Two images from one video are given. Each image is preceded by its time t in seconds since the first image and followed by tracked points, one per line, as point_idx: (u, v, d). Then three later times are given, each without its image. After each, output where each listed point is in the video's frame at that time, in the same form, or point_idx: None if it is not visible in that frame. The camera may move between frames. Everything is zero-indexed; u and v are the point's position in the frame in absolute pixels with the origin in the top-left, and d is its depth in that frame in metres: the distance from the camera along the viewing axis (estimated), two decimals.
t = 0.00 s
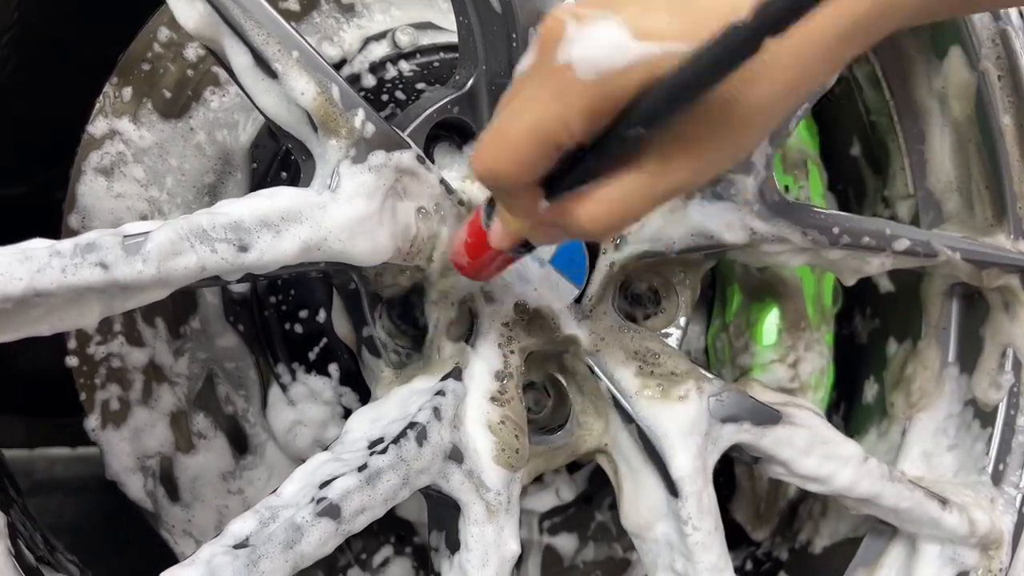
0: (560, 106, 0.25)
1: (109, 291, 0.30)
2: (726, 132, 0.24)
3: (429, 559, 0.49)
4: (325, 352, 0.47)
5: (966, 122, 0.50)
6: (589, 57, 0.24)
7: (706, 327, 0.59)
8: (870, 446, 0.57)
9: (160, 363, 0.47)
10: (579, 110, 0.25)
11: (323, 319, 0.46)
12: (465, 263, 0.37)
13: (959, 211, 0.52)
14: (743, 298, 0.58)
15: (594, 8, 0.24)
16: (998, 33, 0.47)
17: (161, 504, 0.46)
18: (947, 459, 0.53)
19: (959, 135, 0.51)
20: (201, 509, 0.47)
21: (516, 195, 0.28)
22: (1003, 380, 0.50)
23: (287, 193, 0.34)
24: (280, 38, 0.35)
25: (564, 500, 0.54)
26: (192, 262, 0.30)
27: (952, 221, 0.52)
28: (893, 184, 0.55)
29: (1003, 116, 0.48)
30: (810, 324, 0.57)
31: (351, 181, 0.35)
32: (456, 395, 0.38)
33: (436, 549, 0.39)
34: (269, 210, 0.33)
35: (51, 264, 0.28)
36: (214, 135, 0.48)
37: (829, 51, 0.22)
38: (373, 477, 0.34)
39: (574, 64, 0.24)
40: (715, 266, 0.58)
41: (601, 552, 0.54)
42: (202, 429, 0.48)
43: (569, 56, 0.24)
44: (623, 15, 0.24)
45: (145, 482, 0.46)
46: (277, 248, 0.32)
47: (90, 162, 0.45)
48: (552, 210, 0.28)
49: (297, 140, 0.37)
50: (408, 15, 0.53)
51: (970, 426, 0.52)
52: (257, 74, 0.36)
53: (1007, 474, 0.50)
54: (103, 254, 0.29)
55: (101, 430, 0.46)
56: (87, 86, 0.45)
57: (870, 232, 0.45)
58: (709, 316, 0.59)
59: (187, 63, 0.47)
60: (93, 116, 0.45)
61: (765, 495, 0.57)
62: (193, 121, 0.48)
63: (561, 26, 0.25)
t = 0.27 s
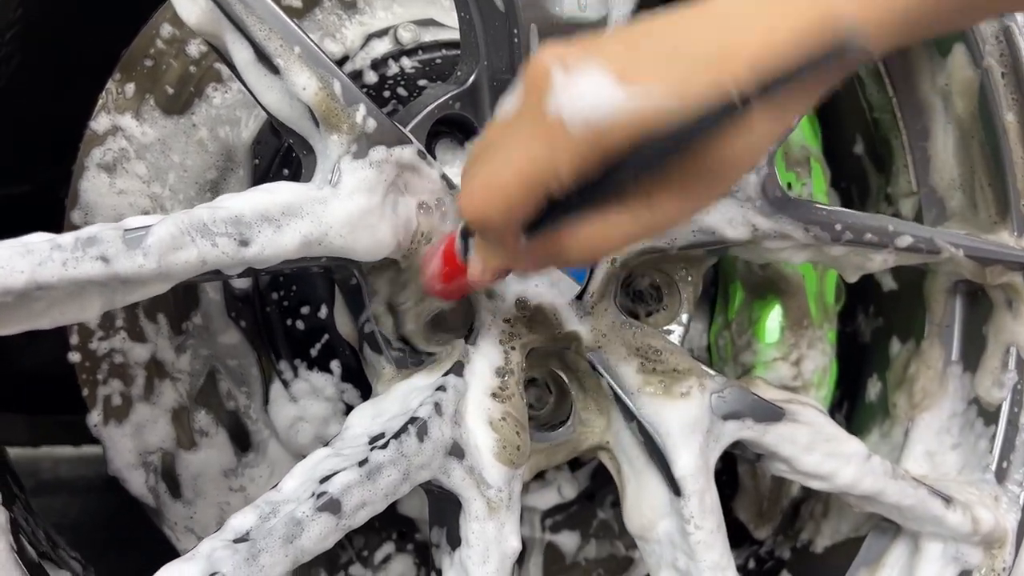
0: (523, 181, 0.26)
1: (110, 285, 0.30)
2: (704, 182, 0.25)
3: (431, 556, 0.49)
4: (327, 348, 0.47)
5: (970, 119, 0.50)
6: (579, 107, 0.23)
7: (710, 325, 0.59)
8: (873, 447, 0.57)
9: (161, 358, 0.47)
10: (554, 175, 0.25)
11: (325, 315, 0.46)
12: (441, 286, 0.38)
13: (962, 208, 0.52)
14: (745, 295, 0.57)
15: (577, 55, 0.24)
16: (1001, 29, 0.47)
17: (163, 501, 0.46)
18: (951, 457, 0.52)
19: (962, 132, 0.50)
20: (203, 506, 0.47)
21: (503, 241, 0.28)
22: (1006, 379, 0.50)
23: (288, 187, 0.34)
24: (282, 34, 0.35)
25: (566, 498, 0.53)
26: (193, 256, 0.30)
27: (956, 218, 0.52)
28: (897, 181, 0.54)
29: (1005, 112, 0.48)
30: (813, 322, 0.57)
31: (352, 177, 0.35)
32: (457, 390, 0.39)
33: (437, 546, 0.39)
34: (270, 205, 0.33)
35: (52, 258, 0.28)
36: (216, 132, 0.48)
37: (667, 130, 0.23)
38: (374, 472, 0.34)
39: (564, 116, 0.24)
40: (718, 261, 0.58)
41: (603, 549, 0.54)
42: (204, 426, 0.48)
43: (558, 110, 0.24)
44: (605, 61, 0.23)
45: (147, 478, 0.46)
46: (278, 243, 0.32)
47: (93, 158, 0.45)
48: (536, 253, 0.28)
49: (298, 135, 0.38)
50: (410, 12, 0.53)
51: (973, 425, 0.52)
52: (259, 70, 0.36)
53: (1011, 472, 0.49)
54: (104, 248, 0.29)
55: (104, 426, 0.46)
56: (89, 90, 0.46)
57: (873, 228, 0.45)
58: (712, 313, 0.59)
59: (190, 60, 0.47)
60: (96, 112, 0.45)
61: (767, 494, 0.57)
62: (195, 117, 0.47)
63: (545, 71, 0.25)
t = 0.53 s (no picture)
0: (540, 279, 0.28)
1: (109, 281, 0.30)
2: (719, 265, 0.27)
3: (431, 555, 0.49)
4: (328, 347, 0.47)
5: (974, 119, 0.50)
6: (602, 196, 0.27)
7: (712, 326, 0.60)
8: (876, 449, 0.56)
9: (163, 356, 0.47)
10: (575, 254, 0.27)
11: (326, 313, 0.47)
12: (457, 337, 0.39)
13: (966, 207, 0.51)
14: (748, 295, 0.58)
15: (590, 140, 0.28)
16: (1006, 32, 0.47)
17: (163, 501, 0.46)
18: (954, 458, 0.52)
19: (966, 131, 0.50)
20: (203, 506, 0.47)
21: (538, 325, 0.30)
22: (1010, 381, 0.50)
23: (289, 185, 0.34)
24: (283, 32, 0.35)
25: (568, 497, 0.53)
26: (193, 252, 0.30)
27: (960, 218, 0.51)
28: (900, 180, 0.53)
29: (1010, 112, 0.47)
30: (817, 321, 0.56)
31: (352, 174, 0.35)
32: (457, 388, 0.39)
33: (437, 544, 0.39)
34: (270, 202, 0.33)
35: (51, 253, 0.28)
36: (217, 131, 0.48)
37: (673, 227, 0.26)
38: (374, 470, 0.33)
39: (587, 204, 0.27)
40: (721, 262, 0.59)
41: (605, 550, 0.54)
42: (205, 426, 0.47)
43: (582, 201, 0.27)
44: (622, 150, 0.27)
45: (148, 476, 0.46)
46: (277, 240, 0.32)
47: (94, 155, 0.45)
48: (569, 324, 0.30)
49: (298, 132, 0.37)
50: (412, 12, 0.52)
51: (977, 425, 0.52)
52: (260, 68, 0.36)
53: (1015, 473, 0.49)
54: (104, 243, 0.29)
55: (104, 425, 0.45)
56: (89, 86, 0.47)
57: (876, 227, 0.45)
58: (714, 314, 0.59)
59: (192, 58, 0.47)
60: (97, 109, 0.45)
61: (770, 494, 0.57)
62: (197, 116, 0.47)
63: (563, 159, 0.28)
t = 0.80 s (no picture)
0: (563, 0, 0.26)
1: (104, 281, 0.30)
2: None
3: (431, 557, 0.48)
4: (326, 348, 0.46)
5: (977, 119, 0.49)
6: None
7: (713, 326, 0.57)
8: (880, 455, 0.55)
9: (161, 358, 0.46)
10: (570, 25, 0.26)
11: (325, 313, 0.45)
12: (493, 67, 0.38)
13: (969, 207, 0.51)
14: (751, 296, 0.56)
15: None
16: (1010, 27, 0.47)
17: (161, 504, 0.46)
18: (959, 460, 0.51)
19: (970, 131, 0.50)
20: (202, 510, 0.46)
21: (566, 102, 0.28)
22: (1015, 385, 0.50)
23: (287, 183, 0.34)
24: (282, 31, 0.35)
25: (569, 500, 0.52)
26: (188, 252, 0.30)
27: (963, 218, 0.51)
28: (903, 180, 0.53)
29: (1014, 112, 0.47)
30: (819, 322, 0.55)
31: (350, 174, 0.35)
32: (457, 389, 0.38)
33: (437, 547, 0.39)
34: (267, 200, 0.32)
35: (45, 252, 0.28)
36: (216, 130, 0.47)
37: None
38: (372, 472, 0.33)
39: None
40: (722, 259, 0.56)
41: (607, 552, 0.53)
42: (204, 429, 0.47)
43: None
44: None
45: (146, 478, 0.46)
46: (274, 239, 0.32)
47: (93, 154, 0.45)
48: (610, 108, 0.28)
49: (296, 131, 0.37)
50: (411, 11, 0.52)
51: (982, 428, 0.51)
52: (258, 66, 0.35)
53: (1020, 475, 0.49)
54: (98, 243, 0.29)
55: (101, 426, 0.45)
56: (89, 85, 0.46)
57: (879, 226, 0.44)
58: (716, 314, 0.57)
59: (190, 57, 0.47)
60: (95, 109, 0.45)
61: (773, 495, 0.55)
62: (195, 115, 0.47)
63: None
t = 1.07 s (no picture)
0: None
1: (66, 276, 0.29)
2: None
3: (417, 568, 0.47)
4: (308, 352, 0.45)
5: (977, 117, 0.48)
6: None
7: (708, 332, 0.56)
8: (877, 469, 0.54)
9: (137, 362, 0.45)
10: None
11: (307, 316, 0.44)
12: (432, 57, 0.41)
13: (969, 207, 0.50)
14: (746, 300, 0.54)
15: None
16: (1009, 23, 0.46)
17: (138, 516, 0.44)
18: (961, 468, 0.49)
19: (968, 130, 0.49)
20: (180, 524, 0.45)
21: None
22: (1016, 392, 0.48)
23: (261, 177, 0.33)
24: (257, 22, 0.34)
25: (560, 508, 0.51)
26: (155, 247, 0.30)
27: (963, 218, 0.50)
28: (900, 180, 0.52)
29: (1014, 110, 0.46)
30: (817, 326, 0.54)
31: (327, 169, 0.34)
32: (439, 393, 0.37)
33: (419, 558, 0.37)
34: (238, 195, 0.32)
35: (5, 245, 0.28)
36: (195, 128, 0.46)
37: None
38: (349, 477, 0.32)
39: None
40: (716, 261, 0.55)
41: (600, 563, 0.51)
42: (182, 439, 0.46)
43: None
44: None
45: (121, 486, 0.44)
46: (245, 234, 0.31)
47: (68, 152, 0.44)
48: None
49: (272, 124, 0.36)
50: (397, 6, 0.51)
51: (984, 436, 0.50)
52: (233, 58, 0.34)
53: None
54: (60, 236, 0.28)
55: (75, 433, 0.44)
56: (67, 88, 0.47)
57: (876, 224, 0.43)
58: (710, 319, 0.55)
59: (170, 54, 0.46)
60: (71, 106, 0.44)
61: (771, 505, 0.54)
62: (174, 113, 0.46)
63: None
